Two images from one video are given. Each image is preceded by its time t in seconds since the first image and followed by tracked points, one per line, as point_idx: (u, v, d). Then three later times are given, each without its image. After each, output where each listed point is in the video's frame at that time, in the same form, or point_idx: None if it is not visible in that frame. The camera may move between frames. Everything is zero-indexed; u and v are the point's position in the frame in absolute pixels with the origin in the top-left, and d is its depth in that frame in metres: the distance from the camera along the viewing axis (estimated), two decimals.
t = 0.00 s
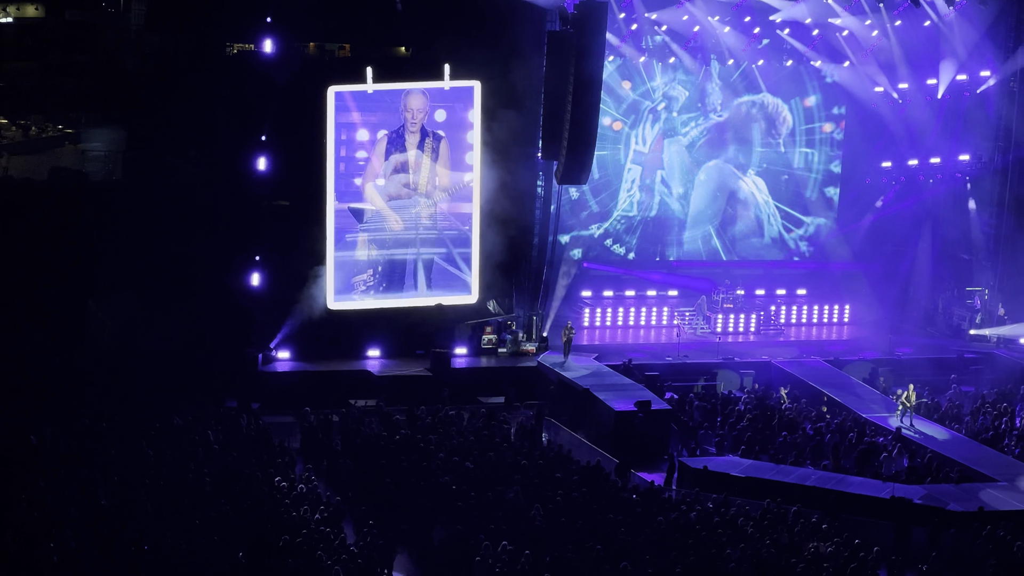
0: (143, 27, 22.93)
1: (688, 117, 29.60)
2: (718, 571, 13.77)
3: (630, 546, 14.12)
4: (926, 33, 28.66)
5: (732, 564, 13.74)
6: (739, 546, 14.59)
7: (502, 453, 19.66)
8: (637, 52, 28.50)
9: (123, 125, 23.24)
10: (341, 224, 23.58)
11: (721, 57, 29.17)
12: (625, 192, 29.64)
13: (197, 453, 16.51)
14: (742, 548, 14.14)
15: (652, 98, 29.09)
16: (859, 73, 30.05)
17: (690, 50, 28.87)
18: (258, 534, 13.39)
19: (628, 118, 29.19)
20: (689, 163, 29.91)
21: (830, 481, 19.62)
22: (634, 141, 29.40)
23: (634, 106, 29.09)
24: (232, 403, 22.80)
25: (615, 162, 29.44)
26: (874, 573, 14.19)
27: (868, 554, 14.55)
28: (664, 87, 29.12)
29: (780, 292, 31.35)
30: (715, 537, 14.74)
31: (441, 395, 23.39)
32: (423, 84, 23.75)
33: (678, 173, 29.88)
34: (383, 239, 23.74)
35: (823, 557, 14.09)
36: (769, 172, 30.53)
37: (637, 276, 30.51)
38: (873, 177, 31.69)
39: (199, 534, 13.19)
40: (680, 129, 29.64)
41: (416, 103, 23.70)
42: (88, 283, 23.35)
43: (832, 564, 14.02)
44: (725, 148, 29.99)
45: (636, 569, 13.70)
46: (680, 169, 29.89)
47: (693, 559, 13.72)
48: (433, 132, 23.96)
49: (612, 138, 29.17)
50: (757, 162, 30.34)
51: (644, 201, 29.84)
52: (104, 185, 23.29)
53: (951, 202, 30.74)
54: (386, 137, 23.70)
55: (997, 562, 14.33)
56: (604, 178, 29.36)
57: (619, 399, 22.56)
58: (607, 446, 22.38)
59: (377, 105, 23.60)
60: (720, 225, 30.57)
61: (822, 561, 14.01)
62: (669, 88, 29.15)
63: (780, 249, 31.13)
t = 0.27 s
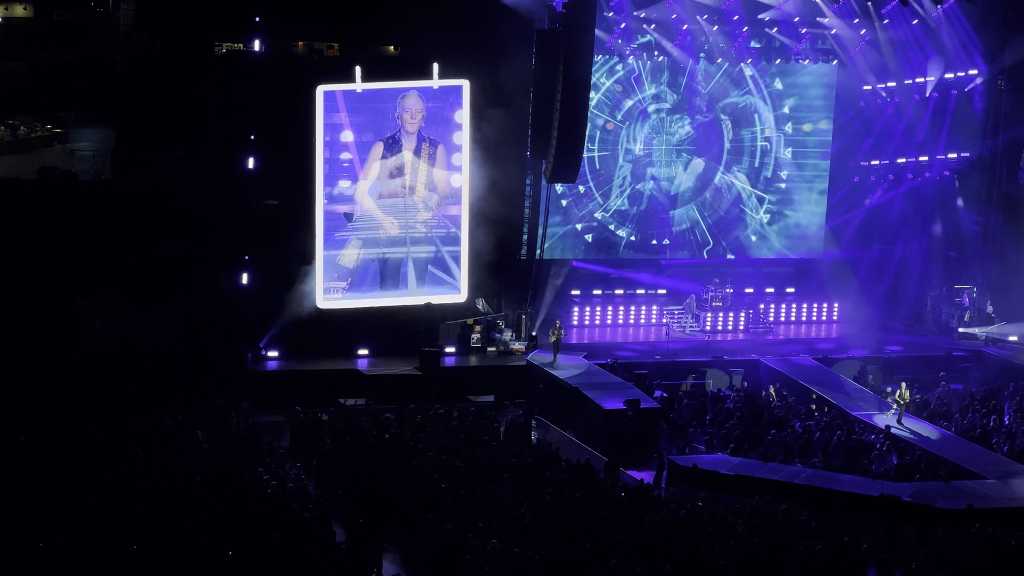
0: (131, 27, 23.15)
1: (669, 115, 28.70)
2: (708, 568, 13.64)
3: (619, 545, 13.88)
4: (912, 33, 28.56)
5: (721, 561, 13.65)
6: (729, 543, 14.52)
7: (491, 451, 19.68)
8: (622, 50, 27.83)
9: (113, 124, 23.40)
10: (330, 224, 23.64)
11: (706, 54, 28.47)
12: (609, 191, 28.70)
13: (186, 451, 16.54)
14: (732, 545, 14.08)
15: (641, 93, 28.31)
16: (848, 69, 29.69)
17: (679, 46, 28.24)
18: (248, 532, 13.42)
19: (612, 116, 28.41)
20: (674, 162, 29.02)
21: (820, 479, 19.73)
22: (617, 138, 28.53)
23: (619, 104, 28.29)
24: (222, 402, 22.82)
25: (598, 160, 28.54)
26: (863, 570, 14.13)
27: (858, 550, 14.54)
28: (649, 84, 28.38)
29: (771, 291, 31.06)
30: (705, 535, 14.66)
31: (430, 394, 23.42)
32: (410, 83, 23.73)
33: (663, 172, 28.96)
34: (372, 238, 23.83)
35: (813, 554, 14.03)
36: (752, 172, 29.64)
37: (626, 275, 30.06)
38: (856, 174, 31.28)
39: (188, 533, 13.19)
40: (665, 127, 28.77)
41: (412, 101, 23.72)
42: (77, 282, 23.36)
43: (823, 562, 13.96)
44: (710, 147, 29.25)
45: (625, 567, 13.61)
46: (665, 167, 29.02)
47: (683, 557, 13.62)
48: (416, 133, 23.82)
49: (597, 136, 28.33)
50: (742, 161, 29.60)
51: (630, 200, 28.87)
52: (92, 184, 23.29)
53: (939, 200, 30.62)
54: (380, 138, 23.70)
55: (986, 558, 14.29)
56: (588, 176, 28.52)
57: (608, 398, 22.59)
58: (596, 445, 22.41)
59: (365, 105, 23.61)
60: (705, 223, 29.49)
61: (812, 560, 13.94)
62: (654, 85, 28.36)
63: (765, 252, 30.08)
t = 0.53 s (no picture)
0: (114, 33, 23.16)
1: (652, 123, 29.63)
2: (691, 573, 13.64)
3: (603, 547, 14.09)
4: (900, 36, 27.60)
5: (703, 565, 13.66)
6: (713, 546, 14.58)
7: (474, 456, 19.73)
8: (606, 61, 28.46)
9: (95, 131, 23.65)
10: (310, 231, 23.35)
11: (690, 61, 28.83)
12: (599, 198, 29.77)
13: (169, 458, 16.57)
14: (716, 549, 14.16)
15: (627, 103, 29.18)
16: (828, 74, 29.91)
17: (663, 55, 28.71)
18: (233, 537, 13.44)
19: (599, 126, 29.26)
20: (661, 168, 30.12)
21: (802, 483, 19.82)
22: (606, 148, 29.41)
23: (607, 114, 29.12)
24: (205, 408, 22.82)
25: (588, 169, 29.59)
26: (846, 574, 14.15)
27: (841, 552, 14.67)
28: (632, 94, 29.27)
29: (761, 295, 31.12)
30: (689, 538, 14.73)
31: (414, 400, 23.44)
32: (393, 89, 23.34)
33: (650, 177, 30.01)
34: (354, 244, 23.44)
35: (796, 558, 14.04)
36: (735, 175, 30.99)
37: (613, 279, 30.38)
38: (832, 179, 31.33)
39: (172, 539, 13.22)
40: (651, 135, 29.75)
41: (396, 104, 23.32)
42: (62, 288, 23.46)
43: (805, 564, 14.08)
44: (695, 153, 30.28)
45: (609, 570, 13.74)
46: (653, 171, 30.08)
47: (667, 560, 13.74)
48: (397, 139, 23.40)
49: (585, 145, 29.14)
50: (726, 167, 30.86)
51: (619, 207, 30.00)
52: (76, 191, 23.62)
53: (922, 205, 29.93)
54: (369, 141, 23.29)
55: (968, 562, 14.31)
56: (579, 185, 29.78)
57: (591, 402, 22.69)
58: (579, 450, 22.48)
59: (346, 111, 23.23)
60: (691, 227, 30.83)
61: (795, 562, 14.07)
62: (638, 95, 29.26)
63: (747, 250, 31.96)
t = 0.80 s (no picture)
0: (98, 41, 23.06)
1: (636, 127, 28.18)
2: None
3: (587, 553, 14.00)
4: (880, 39, 27.39)
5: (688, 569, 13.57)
6: (698, 552, 14.50)
7: (458, 462, 19.61)
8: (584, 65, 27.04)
9: (75, 139, 24.44)
10: (295, 236, 23.60)
11: (673, 66, 28.16)
12: (580, 206, 28.30)
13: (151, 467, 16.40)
14: (701, 554, 14.08)
15: (610, 107, 27.78)
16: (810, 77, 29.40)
17: (644, 58, 27.72)
18: (215, 545, 13.29)
19: (577, 131, 27.71)
20: (645, 174, 28.61)
21: (787, 487, 19.75)
22: (586, 155, 27.97)
23: (586, 120, 27.67)
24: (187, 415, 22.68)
25: (568, 176, 28.05)
26: None
27: (827, 555, 14.63)
28: (614, 98, 27.82)
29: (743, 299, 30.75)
30: (674, 542, 14.64)
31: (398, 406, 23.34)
32: (373, 94, 23.72)
33: (633, 184, 28.57)
34: (339, 249, 23.80)
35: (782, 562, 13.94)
36: (725, 180, 29.49)
37: (596, 284, 29.49)
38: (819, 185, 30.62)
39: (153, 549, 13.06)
40: (634, 139, 28.28)
41: (379, 113, 23.75)
42: (42, 295, 23.30)
43: (791, 567, 14.03)
44: (680, 157, 28.86)
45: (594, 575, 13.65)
46: (635, 178, 28.54)
47: (652, 565, 13.65)
48: (380, 147, 23.87)
49: (564, 150, 27.80)
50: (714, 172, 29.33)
51: (602, 215, 28.54)
52: (57, 196, 24.29)
53: (906, 209, 29.61)
54: (353, 149, 23.75)
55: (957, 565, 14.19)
56: (562, 193, 28.11)
57: (576, 408, 22.58)
58: (563, 455, 22.38)
59: (328, 117, 23.60)
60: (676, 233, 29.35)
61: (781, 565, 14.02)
62: (619, 99, 27.83)
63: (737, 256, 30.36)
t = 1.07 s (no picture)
0: (73, 46, 23.16)
1: (614, 133, 28.33)
2: None
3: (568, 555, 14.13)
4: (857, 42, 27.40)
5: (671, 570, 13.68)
6: (678, 554, 14.62)
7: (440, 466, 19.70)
8: (562, 69, 27.27)
9: (54, 143, 23.56)
10: (275, 242, 23.48)
11: (649, 70, 28.22)
12: (559, 211, 28.23)
13: (135, 472, 16.49)
14: (681, 556, 14.21)
15: (588, 108, 27.92)
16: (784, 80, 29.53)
17: (619, 62, 27.88)
18: (199, 550, 13.40)
19: (556, 137, 27.81)
20: (625, 180, 28.78)
21: (768, 489, 19.89)
22: (564, 161, 28.07)
23: (563, 125, 27.80)
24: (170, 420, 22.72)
25: (547, 182, 28.01)
26: None
27: (806, 557, 14.77)
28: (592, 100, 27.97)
29: (717, 302, 30.73)
30: (654, 544, 14.77)
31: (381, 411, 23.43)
32: (352, 99, 23.52)
33: (613, 188, 28.70)
34: (320, 254, 23.71)
35: (764, 563, 14.08)
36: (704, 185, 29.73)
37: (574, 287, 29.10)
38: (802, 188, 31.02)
39: (138, 553, 13.17)
40: (613, 145, 28.44)
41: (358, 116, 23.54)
42: (25, 300, 23.36)
43: (770, 569, 14.17)
44: (660, 163, 29.07)
45: None
46: (614, 184, 28.64)
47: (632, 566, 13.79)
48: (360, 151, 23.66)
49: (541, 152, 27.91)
50: (692, 179, 29.55)
51: (581, 220, 28.56)
52: (38, 205, 23.55)
53: (882, 210, 30.25)
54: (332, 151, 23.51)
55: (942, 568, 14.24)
56: (540, 197, 27.99)
57: (556, 411, 22.68)
58: (545, 458, 22.48)
59: (307, 123, 23.35)
60: (655, 237, 29.49)
61: (760, 566, 14.17)
62: (597, 104, 27.98)
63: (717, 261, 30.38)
